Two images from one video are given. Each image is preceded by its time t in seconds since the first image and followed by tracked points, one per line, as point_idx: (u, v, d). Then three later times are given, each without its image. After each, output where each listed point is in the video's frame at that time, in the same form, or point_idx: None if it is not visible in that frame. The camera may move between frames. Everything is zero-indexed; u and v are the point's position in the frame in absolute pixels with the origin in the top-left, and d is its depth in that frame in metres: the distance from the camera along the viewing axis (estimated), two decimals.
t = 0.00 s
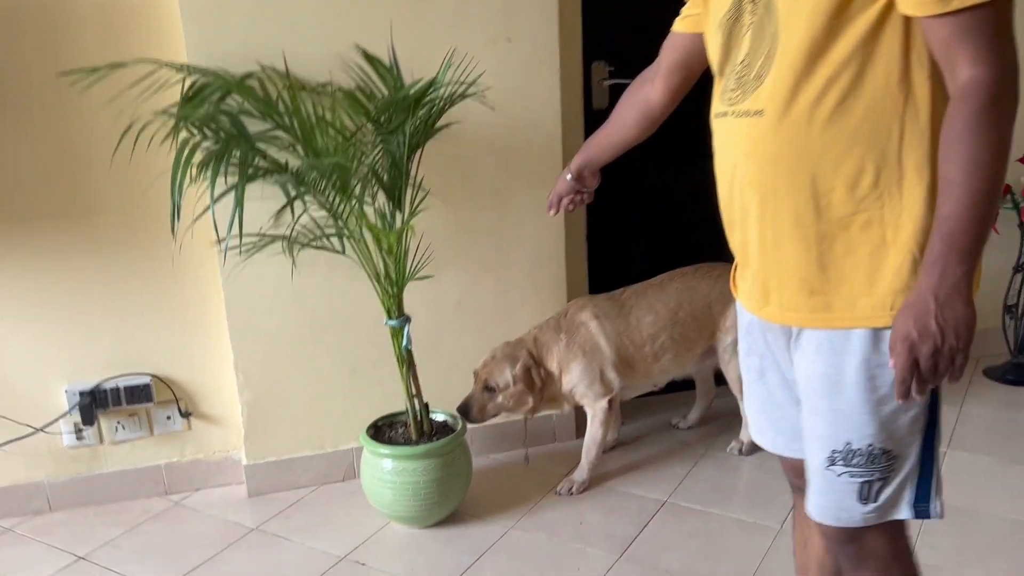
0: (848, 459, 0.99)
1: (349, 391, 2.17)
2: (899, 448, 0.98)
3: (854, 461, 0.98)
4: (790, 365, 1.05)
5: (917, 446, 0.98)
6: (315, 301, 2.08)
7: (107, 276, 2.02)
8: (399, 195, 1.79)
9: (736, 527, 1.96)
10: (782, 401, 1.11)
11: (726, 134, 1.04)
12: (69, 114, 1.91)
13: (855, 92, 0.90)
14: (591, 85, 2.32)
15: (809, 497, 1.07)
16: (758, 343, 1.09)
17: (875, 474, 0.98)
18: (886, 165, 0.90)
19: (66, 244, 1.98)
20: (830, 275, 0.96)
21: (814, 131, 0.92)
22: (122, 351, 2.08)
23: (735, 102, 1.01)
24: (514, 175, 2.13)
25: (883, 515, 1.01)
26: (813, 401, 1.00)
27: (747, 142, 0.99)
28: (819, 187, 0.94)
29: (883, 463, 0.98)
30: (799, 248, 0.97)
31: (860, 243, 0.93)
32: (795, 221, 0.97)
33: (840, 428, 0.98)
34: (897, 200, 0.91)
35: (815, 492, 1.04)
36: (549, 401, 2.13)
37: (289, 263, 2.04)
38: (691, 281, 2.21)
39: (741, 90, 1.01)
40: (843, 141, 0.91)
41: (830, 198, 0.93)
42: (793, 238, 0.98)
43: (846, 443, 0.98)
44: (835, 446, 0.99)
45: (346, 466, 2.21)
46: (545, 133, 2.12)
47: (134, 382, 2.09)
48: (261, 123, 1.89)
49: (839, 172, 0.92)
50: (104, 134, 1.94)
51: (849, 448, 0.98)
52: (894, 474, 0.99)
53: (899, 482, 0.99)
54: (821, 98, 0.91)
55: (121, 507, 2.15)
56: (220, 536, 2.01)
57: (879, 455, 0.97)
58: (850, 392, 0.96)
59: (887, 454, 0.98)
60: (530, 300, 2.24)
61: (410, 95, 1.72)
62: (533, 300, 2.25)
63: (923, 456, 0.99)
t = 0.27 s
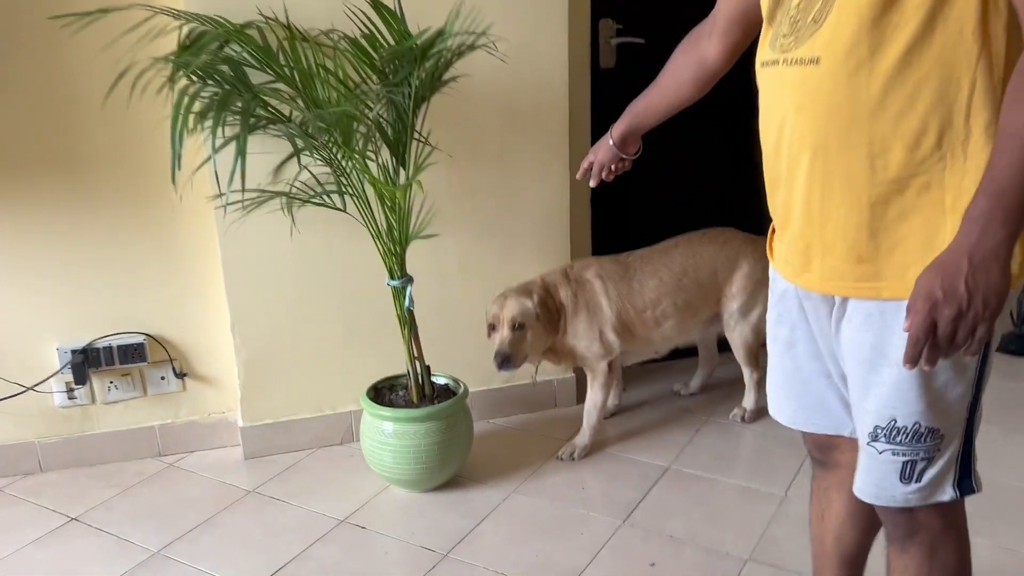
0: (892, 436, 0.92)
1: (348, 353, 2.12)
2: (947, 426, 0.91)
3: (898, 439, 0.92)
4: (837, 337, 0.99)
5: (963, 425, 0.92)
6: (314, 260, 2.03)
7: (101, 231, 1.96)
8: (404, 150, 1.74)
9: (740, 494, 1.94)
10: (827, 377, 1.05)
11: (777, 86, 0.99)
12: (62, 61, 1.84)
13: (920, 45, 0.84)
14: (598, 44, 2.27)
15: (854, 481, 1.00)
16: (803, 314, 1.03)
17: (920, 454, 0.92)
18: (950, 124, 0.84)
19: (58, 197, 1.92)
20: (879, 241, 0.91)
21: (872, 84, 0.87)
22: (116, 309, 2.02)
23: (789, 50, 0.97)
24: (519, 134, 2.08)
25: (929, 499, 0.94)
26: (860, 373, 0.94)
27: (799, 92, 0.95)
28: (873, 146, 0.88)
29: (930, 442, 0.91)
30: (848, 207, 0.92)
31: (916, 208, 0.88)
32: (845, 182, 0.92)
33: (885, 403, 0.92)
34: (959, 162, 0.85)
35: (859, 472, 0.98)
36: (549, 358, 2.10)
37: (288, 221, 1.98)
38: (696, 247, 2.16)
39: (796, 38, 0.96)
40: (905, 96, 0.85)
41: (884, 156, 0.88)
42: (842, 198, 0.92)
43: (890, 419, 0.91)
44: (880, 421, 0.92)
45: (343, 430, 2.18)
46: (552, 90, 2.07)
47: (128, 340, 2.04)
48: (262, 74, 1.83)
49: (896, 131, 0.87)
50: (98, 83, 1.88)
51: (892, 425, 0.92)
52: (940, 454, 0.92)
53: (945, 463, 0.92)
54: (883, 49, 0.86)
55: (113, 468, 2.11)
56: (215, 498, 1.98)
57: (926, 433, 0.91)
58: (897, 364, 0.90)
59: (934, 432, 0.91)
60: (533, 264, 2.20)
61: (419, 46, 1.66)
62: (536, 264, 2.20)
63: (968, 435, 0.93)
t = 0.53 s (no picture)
0: (917, 455, 0.86)
1: (331, 341, 2.05)
2: (976, 447, 0.84)
3: (925, 459, 0.86)
4: (858, 347, 0.92)
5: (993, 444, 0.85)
6: (296, 245, 1.95)
7: (71, 212, 1.88)
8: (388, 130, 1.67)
9: (734, 489, 1.89)
10: (844, 386, 0.98)
11: (804, 68, 0.89)
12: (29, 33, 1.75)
13: (966, 32, 0.74)
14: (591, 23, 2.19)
15: (879, 499, 0.94)
16: (822, 321, 0.96)
17: (947, 476, 0.85)
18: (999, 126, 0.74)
19: (25, 176, 1.83)
20: (906, 250, 0.82)
21: (908, 73, 0.77)
22: (88, 294, 1.94)
23: (819, 30, 0.86)
24: (509, 116, 2.00)
25: (958, 523, 0.88)
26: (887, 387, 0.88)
27: (827, 79, 0.85)
28: (906, 144, 0.79)
29: (959, 463, 0.85)
30: (875, 210, 0.83)
31: (949, 216, 0.79)
32: (871, 182, 0.82)
33: (911, 421, 0.85)
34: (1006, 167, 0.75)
35: (885, 491, 0.92)
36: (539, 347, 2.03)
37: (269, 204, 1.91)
38: (688, 235, 2.10)
39: (827, 16, 0.85)
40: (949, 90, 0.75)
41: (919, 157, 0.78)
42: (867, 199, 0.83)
43: (916, 436, 0.85)
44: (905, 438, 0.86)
45: (325, 420, 2.11)
46: (543, 70, 1.99)
47: (101, 327, 1.96)
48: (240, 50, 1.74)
49: (936, 129, 0.77)
50: (67, 56, 1.79)
51: (918, 443, 0.85)
52: (970, 476, 0.85)
53: (974, 486, 0.86)
54: (925, 36, 0.76)
55: (86, 458, 2.03)
56: (192, 490, 1.91)
57: (954, 453, 0.84)
58: (926, 381, 0.83)
59: (963, 453, 0.84)
60: (523, 250, 2.13)
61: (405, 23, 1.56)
62: (526, 250, 2.13)
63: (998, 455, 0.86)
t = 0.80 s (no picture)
0: (939, 494, 0.77)
1: (300, 336, 1.94)
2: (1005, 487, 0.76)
3: (948, 499, 0.77)
4: (878, 366, 0.82)
5: None
6: (262, 235, 1.84)
7: (19, 198, 1.75)
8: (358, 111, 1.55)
9: (724, 493, 1.80)
10: (855, 410, 0.88)
11: (829, 51, 0.79)
12: None
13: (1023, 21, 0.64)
14: None
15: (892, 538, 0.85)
16: (837, 336, 0.86)
17: (972, 519, 0.77)
18: None
19: None
20: (938, 267, 0.73)
21: (955, 67, 0.68)
22: (39, 286, 1.82)
23: (849, 8, 0.76)
24: (489, 98, 1.89)
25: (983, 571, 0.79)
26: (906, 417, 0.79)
27: (855, 65, 0.75)
28: (946, 147, 0.70)
29: (987, 506, 0.76)
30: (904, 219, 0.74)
31: (990, 229, 0.70)
32: (901, 189, 0.73)
33: (934, 457, 0.77)
34: None
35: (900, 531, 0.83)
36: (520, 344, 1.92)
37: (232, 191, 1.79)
38: (675, 226, 2.00)
39: None
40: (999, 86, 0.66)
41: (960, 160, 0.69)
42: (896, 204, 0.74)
43: (939, 474, 0.77)
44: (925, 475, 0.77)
45: (295, 419, 2.00)
46: (525, 49, 1.87)
47: (53, 321, 1.83)
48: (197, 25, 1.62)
49: (981, 129, 0.68)
50: (11, 30, 1.66)
51: (941, 481, 0.77)
52: (998, 518, 0.77)
53: (1002, 531, 0.77)
54: (975, 21, 0.66)
55: (39, 460, 1.92)
56: (151, 495, 1.79)
57: (980, 494, 0.76)
58: (953, 413, 0.74)
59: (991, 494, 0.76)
60: (504, 241, 2.02)
61: None
62: (506, 240, 2.02)
63: None
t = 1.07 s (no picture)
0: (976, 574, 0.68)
1: (264, 348, 1.82)
2: None
3: None
4: (912, 422, 0.72)
5: None
6: (221, 241, 1.71)
7: None
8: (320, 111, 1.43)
9: (714, 515, 1.70)
10: (880, 463, 0.78)
11: (869, 64, 0.68)
12: None
13: None
14: None
15: None
16: (874, 376, 0.75)
17: None
18: None
19: None
20: (979, 328, 0.62)
21: (1011, 96, 0.57)
22: None
23: (892, 16, 0.65)
24: (464, 95, 1.77)
25: None
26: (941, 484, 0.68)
27: (898, 84, 0.64)
28: (997, 190, 0.59)
29: None
30: (941, 271, 0.63)
31: None
32: (941, 234, 0.62)
33: (971, 532, 0.67)
34: None
35: None
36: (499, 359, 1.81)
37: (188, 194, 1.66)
38: (664, 230, 1.88)
39: None
40: None
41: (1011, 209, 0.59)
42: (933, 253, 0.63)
43: (977, 552, 0.67)
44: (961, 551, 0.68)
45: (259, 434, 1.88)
46: (503, 42, 1.75)
47: None
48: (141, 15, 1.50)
49: None
50: None
51: (979, 560, 0.67)
52: None
53: None
54: None
55: None
56: (102, 519, 1.68)
57: None
58: (994, 488, 0.64)
59: None
60: (481, 245, 1.91)
61: None
62: (483, 244, 1.91)
63: None
